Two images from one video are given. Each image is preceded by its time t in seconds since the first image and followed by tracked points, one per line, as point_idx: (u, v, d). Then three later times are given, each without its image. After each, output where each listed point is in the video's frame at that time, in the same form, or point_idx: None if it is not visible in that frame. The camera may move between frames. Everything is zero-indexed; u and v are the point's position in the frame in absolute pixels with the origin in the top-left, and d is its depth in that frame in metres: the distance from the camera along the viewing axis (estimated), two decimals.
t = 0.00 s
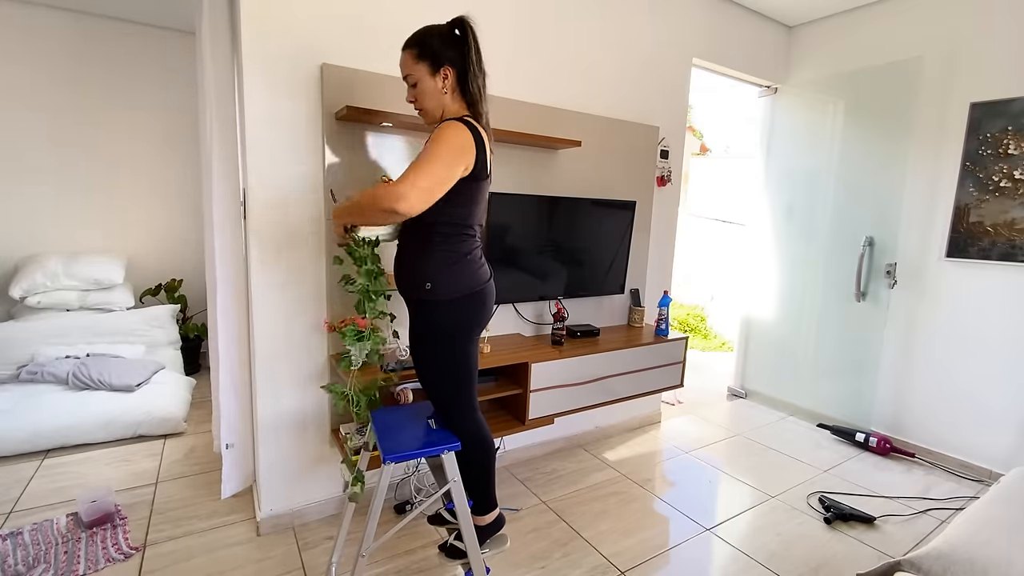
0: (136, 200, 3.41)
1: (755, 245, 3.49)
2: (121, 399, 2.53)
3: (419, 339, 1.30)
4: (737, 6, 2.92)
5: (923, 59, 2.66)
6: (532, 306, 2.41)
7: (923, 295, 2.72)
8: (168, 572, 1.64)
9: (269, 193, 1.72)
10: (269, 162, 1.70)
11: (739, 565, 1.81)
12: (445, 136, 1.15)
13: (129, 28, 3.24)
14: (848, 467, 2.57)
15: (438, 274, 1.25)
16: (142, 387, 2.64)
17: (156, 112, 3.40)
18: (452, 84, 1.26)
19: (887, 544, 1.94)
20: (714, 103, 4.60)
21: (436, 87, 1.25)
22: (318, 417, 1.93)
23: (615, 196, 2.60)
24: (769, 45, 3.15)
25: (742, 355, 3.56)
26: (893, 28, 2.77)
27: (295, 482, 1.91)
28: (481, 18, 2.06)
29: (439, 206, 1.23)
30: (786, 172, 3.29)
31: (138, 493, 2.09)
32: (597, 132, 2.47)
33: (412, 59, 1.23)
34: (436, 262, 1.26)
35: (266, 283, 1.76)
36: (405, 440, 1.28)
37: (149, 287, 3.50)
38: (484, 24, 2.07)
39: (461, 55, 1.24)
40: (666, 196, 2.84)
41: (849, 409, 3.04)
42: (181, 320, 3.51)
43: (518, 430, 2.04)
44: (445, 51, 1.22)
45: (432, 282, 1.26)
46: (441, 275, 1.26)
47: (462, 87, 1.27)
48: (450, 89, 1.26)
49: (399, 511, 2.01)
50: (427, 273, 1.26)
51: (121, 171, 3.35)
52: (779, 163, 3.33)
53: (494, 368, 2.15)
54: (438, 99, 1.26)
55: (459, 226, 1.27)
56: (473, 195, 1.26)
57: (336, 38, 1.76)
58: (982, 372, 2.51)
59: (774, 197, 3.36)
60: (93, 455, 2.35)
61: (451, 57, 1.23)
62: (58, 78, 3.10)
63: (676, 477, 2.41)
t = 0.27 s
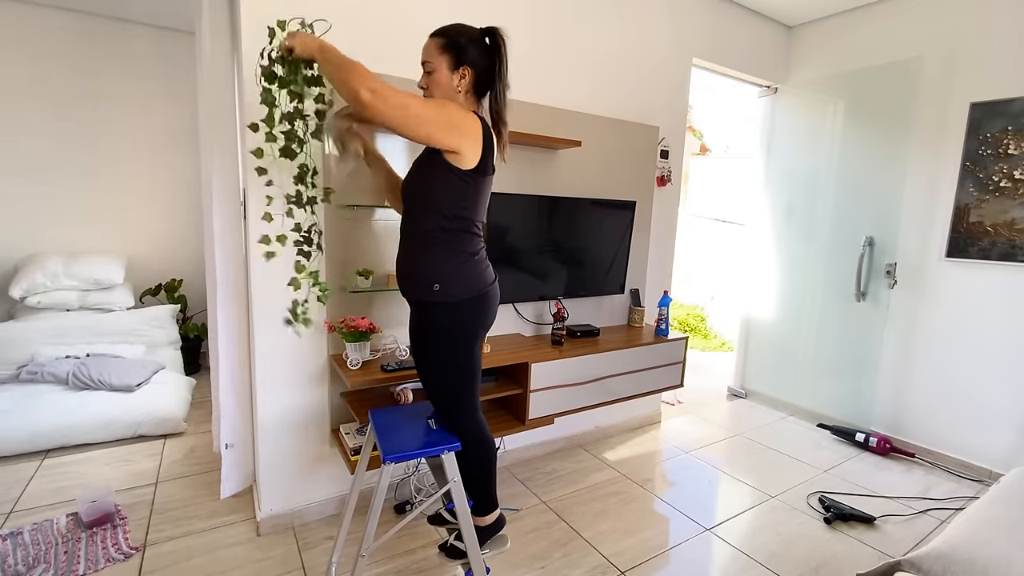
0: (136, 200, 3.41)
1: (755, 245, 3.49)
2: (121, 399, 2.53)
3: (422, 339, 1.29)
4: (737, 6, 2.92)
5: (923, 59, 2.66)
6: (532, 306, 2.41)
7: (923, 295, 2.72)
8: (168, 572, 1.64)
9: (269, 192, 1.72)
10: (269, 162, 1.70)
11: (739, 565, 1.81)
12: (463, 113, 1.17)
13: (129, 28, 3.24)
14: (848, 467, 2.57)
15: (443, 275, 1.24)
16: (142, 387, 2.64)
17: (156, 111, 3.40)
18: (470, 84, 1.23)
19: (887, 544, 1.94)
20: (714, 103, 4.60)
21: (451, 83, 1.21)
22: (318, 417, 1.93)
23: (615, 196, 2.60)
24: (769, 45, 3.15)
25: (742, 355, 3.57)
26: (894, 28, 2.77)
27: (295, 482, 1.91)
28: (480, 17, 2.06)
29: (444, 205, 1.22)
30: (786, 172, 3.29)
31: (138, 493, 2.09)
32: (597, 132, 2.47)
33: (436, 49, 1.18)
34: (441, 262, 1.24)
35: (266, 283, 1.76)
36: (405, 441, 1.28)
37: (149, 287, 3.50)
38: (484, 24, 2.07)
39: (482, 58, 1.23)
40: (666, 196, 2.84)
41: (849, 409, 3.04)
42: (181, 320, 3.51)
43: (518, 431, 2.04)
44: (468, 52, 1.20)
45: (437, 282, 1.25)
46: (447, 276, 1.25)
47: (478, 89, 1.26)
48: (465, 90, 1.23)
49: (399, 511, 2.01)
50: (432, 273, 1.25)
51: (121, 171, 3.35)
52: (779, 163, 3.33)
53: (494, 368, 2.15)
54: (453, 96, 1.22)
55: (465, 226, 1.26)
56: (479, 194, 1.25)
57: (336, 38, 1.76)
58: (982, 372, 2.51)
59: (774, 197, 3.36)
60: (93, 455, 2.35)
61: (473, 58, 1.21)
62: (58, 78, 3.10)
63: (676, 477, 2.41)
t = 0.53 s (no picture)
0: (135, 200, 3.41)
1: (755, 245, 3.49)
2: (121, 399, 2.53)
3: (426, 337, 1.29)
4: (737, 6, 2.92)
5: (923, 59, 2.66)
6: (532, 306, 2.41)
7: (923, 295, 2.72)
8: (168, 572, 1.64)
9: (269, 192, 1.72)
10: (269, 161, 1.70)
11: (739, 565, 1.81)
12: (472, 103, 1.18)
13: (129, 28, 3.24)
14: (848, 467, 2.57)
15: (446, 274, 1.25)
16: (142, 387, 2.64)
17: (157, 110, 3.40)
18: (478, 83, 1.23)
19: (887, 544, 1.94)
20: (714, 103, 4.60)
21: (458, 80, 1.21)
22: (318, 417, 1.93)
23: (615, 196, 2.60)
24: (769, 45, 3.15)
25: (742, 355, 3.57)
26: (894, 28, 2.77)
27: (295, 482, 1.91)
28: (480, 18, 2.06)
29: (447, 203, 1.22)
30: (786, 172, 3.29)
31: (138, 493, 2.09)
32: (597, 132, 2.47)
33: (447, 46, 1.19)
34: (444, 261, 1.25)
35: (266, 281, 1.76)
36: (405, 441, 1.28)
37: (149, 287, 3.50)
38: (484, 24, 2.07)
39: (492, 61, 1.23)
40: (666, 196, 2.84)
41: (849, 409, 3.04)
42: (181, 320, 3.51)
43: (518, 431, 2.04)
44: (477, 53, 1.20)
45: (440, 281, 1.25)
46: (450, 275, 1.25)
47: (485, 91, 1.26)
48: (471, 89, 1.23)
49: (399, 511, 2.01)
50: (436, 273, 1.25)
51: (120, 171, 3.34)
52: (779, 163, 3.33)
53: (494, 368, 2.15)
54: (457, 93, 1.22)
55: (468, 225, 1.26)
56: (482, 193, 1.25)
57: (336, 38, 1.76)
58: (982, 372, 2.52)
59: (774, 197, 3.36)
60: (93, 455, 2.35)
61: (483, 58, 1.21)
62: (59, 78, 3.11)
63: (676, 476, 2.41)
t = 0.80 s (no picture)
0: (136, 199, 3.41)
1: (755, 245, 3.49)
2: (121, 399, 2.53)
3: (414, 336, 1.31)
4: (737, 6, 2.92)
5: (923, 59, 2.66)
6: (532, 306, 2.41)
7: (923, 295, 2.72)
8: (168, 572, 1.64)
9: (269, 192, 1.72)
10: (269, 161, 1.70)
11: (739, 565, 1.81)
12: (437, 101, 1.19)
13: (129, 28, 3.24)
14: (847, 467, 2.57)
15: (429, 271, 1.26)
16: (142, 387, 2.64)
17: (157, 110, 3.40)
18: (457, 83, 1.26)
19: (887, 544, 1.94)
20: (714, 103, 4.60)
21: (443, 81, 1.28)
22: (318, 416, 1.93)
23: (615, 196, 2.60)
24: (769, 45, 3.15)
25: (742, 355, 3.57)
26: (893, 28, 2.77)
27: (295, 482, 1.91)
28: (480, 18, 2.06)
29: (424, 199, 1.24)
30: (786, 172, 3.29)
31: (138, 493, 2.09)
32: (597, 132, 2.47)
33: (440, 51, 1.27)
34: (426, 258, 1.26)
35: (267, 281, 1.76)
36: (406, 441, 1.27)
37: (149, 287, 3.50)
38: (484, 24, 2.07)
39: (476, 63, 1.23)
40: (666, 196, 2.84)
41: (849, 409, 3.04)
42: (181, 320, 3.51)
43: (518, 431, 2.04)
44: (460, 55, 1.23)
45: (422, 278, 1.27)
46: (433, 272, 1.26)
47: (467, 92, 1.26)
48: (450, 89, 1.27)
49: (399, 511, 2.01)
50: (420, 270, 1.27)
51: (120, 170, 3.34)
52: (779, 163, 3.33)
53: (494, 368, 2.15)
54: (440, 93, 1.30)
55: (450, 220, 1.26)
56: (461, 188, 1.25)
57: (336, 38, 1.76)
58: (982, 371, 2.52)
59: (774, 197, 3.36)
60: (93, 455, 2.35)
61: (462, 60, 1.23)
62: (59, 77, 3.10)
63: (676, 476, 2.41)
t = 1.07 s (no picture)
0: (136, 199, 3.41)
1: (755, 245, 3.49)
2: (121, 399, 2.53)
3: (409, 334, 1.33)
4: (737, 6, 2.92)
5: (923, 59, 2.66)
6: (532, 306, 2.41)
7: (922, 295, 2.72)
8: (168, 572, 1.64)
9: (269, 191, 1.72)
10: (269, 160, 1.70)
11: (739, 565, 1.81)
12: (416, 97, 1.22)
13: (129, 28, 3.24)
14: (847, 467, 2.57)
15: (419, 270, 1.27)
16: (142, 387, 2.64)
17: (157, 110, 3.40)
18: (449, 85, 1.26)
19: (887, 544, 1.94)
20: (714, 103, 4.60)
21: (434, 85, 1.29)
22: (318, 416, 1.93)
23: (615, 196, 2.60)
24: (769, 45, 3.15)
25: (742, 355, 3.56)
26: (894, 28, 2.77)
27: (295, 482, 1.91)
28: (480, 18, 2.06)
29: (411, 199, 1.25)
30: (786, 172, 3.29)
31: (138, 493, 2.09)
32: (598, 132, 2.47)
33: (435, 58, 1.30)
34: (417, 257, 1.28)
35: (267, 281, 1.76)
36: (403, 440, 1.28)
37: (149, 287, 3.50)
38: (484, 24, 2.08)
39: (465, 66, 1.23)
40: (666, 196, 2.84)
41: (849, 409, 3.04)
42: (181, 320, 3.51)
43: (518, 430, 2.04)
44: (450, 59, 1.24)
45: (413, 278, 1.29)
46: (424, 270, 1.26)
47: (458, 94, 1.26)
48: (442, 93, 1.28)
49: (399, 511, 2.01)
50: (413, 268, 1.28)
51: (121, 170, 3.34)
52: (779, 163, 3.33)
53: (494, 368, 2.15)
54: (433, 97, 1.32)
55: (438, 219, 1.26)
56: (449, 186, 1.23)
57: (336, 38, 1.76)
58: (982, 371, 2.52)
59: (774, 197, 3.36)
60: (93, 455, 2.35)
61: (452, 63, 1.24)
62: (59, 77, 3.11)
63: (676, 476, 2.41)
